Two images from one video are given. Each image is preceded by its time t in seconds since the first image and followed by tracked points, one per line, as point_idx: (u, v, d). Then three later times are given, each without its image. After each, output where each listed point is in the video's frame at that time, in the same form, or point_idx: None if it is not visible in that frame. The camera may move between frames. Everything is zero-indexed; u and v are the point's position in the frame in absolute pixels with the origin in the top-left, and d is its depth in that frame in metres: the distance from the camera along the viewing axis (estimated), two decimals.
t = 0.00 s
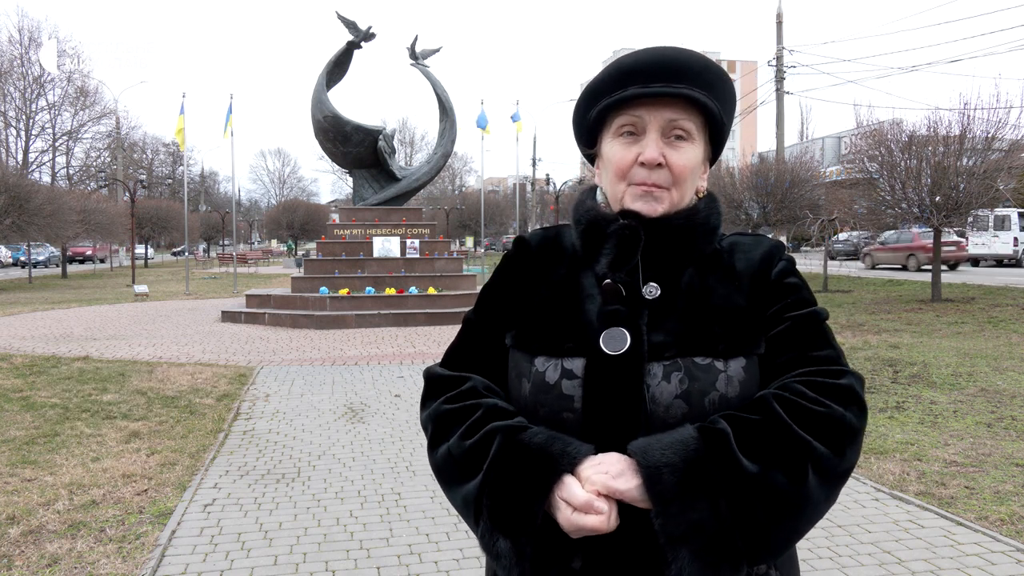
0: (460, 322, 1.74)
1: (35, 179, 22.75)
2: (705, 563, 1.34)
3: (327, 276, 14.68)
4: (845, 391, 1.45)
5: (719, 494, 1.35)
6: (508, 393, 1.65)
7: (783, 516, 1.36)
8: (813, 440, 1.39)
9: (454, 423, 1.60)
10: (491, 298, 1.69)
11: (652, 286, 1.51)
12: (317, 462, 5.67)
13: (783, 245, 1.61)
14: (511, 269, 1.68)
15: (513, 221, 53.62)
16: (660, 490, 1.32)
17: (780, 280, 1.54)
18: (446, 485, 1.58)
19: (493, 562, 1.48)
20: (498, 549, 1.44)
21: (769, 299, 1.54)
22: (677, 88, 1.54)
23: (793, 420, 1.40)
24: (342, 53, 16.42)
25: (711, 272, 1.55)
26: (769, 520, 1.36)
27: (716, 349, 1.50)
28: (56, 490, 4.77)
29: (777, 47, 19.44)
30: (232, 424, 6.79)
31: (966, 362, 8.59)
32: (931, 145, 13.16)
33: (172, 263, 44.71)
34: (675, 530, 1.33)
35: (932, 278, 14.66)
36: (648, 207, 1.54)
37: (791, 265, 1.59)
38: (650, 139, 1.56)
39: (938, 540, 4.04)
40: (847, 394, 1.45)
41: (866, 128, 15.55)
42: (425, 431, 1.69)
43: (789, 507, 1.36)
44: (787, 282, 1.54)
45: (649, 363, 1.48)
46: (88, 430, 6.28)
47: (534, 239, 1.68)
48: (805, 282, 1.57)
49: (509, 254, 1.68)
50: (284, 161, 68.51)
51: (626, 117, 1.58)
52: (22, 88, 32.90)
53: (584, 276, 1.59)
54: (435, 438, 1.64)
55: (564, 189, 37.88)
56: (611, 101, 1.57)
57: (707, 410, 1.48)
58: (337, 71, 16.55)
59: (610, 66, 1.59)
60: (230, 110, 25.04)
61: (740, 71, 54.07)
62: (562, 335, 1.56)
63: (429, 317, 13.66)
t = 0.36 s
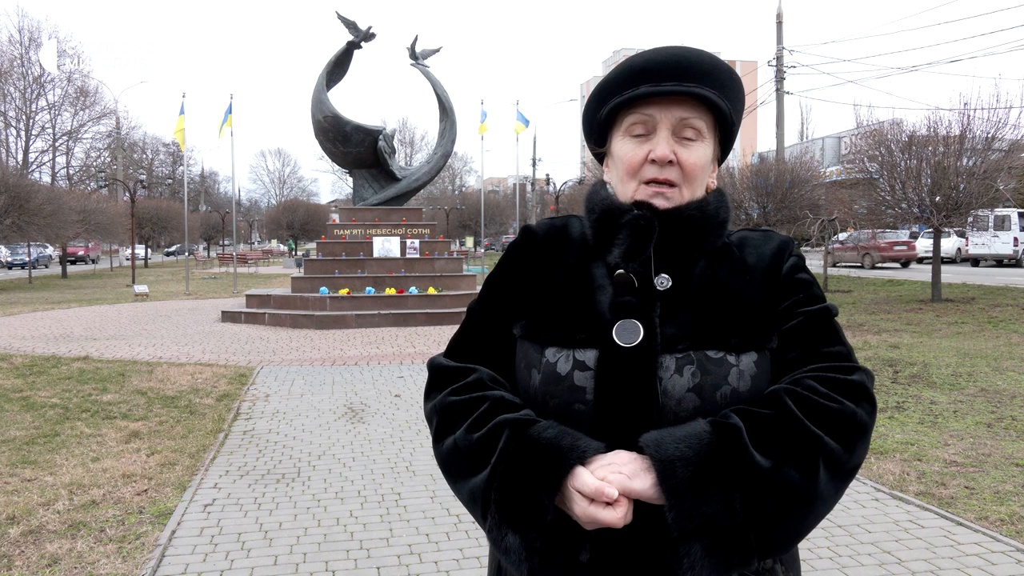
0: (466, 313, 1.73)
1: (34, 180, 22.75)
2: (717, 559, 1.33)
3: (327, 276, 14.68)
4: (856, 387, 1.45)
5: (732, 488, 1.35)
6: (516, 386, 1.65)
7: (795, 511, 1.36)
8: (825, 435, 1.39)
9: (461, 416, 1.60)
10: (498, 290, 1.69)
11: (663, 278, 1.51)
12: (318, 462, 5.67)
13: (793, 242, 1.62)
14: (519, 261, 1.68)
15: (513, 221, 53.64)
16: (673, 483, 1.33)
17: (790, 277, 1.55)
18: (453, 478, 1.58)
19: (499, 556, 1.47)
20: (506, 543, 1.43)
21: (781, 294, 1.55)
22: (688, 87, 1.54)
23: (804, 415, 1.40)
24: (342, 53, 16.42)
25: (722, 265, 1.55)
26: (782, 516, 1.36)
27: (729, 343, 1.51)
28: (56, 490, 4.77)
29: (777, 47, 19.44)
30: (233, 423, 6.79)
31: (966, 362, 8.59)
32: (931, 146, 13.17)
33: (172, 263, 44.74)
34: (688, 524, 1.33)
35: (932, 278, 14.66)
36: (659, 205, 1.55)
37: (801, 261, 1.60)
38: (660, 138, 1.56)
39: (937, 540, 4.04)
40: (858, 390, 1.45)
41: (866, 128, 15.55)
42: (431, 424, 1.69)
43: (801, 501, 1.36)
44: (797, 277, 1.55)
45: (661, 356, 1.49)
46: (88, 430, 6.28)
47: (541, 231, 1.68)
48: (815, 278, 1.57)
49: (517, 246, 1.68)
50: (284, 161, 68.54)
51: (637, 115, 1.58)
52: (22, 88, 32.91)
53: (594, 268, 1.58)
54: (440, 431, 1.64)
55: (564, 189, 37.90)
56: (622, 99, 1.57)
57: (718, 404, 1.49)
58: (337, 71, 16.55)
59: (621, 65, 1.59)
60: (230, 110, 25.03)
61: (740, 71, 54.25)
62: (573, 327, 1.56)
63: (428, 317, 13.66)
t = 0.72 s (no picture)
0: (460, 317, 1.73)
1: (34, 180, 22.75)
2: (719, 556, 1.34)
3: (327, 276, 14.68)
4: (852, 380, 1.45)
5: (732, 485, 1.35)
6: (512, 388, 1.65)
7: (795, 506, 1.36)
8: (822, 430, 1.39)
9: (458, 422, 1.60)
10: (492, 295, 1.68)
11: (658, 276, 1.51)
12: (317, 462, 5.67)
13: (786, 236, 1.62)
14: (514, 262, 1.67)
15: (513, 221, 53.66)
16: (673, 483, 1.32)
17: (784, 271, 1.55)
18: (452, 485, 1.58)
19: (501, 561, 1.47)
20: (509, 550, 1.43)
21: (776, 289, 1.55)
22: (678, 85, 1.54)
23: (801, 410, 1.40)
24: (342, 53, 16.42)
25: (717, 262, 1.55)
26: (783, 511, 1.36)
27: (726, 341, 1.51)
28: (56, 490, 4.77)
29: (777, 48, 19.44)
30: (233, 424, 6.79)
31: (966, 362, 8.59)
32: (931, 146, 13.17)
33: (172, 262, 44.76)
34: (690, 522, 1.32)
35: (932, 278, 14.66)
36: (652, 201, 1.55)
37: (794, 256, 1.60)
38: (651, 136, 1.56)
39: (938, 540, 4.04)
40: (854, 383, 1.45)
41: (866, 128, 15.55)
42: (429, 431, 1.68)
43: (801, 496, 1.36)
44: (792, 272, 1.55)
45: (658, 355, 1.48)
46: (88, 430, 6.28)
47: (533, 232, 1.68)
48: (809, 273, 1.57)
49: (510, 249, 1.67)
50: (285, 161, 68.58)
51: (627, 113, 1.57)
52: (22, 88, 32.92)
53: (588, 268, 1.58)
54: (438, 439, 1.64)
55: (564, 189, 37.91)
56: (612, 100, 1.56)
57: (716, 402, 1.49)
58: (337, 71, 16.55)
59: (610, 65, 1.58)
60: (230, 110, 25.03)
61: (740, 71, 54.44)
62: (569, 328, 1.55)
63: (428, 317, 13.66)
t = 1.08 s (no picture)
0: (457, 320, 1.73)
1: (35, 180, 22.76)
2: (716, 556, 1.33)
3: (327, 276, 14.68)
4: (849, 380, 1.45)
5: (729, 484, 1.35)
6: (508, 391, 1.65)
7: (793, 505, 1.36)
8: (819, 430, 1.39)
9: (455, 426, 1.60)
10: (489, 298, 1.68)
11: (654, 277, 1.50)
12: (317, 462, 5.67)
13: (782, 238, 1.62)
14: (509, 266, 1.67)
15: (513, 221, 53.68)
16: (670, 482, 1.32)
17: (780, 273, 1.56)
18: (449, 488, 1.58)
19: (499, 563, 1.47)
20: (506, 551, 1.43)
21: (772, 290, 1.55)
22: (675, 82, 1.54)
23: (798, 410, 1.40)
24: (342, 53, 16.42)
25: (713, 263, 1.55)
26: (779, 510, 1.36)
27: (722, 341, 1.51)
28: (56, 490, 4.77)
29: (777, 48, 19.46)
30: (233, 424, 6.79)
31: (966, 362, 8.59)
32: (931, 146, 13.17)
33: (172, 262, 44.76)
34: (687, 521, 1.33)
35: (932, 278, 14.65)
36: (649, 198, 1.55)
37: (789, 257, 1.60)
38: (648, 133, 1.56)
39: (938, 540, 4.04)
40: (851, 383, 1.45)
41: (866, 128, 15.55)
42: (426, 435, 1.69)
43: (797, 496, 1.36)
44: (788, 273, 1.55)
45: (654, 356, 1.48)
46: (87, 430, 6.28)
47: (530, 235, 1.68)
48: (805, 274, 1.57)
49: (506, 251, 1.67)
50: (285, 161, 68.60)
51: (624, 111, 1.58)
52: (22, 88, 32.93)
53: (584, 269, 1.58)
54: (435, 442, 1.64)
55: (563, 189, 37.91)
56: (609, 96, 1.57)
57: (712, 401, 1.49)
58: (337, 71, 16.55)
59: (607, 62, 1.58)
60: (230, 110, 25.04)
61: (740, 71, 54.55)
62: (565, 330, 1.56)
63: (428, 317, 13.66)
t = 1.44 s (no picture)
0: (458, 321, 1.73)
1: (34, 180, 22.76)
2: (710, 558, 1.33)
3: (327, 276, 14.68)
4: (847, 384, 1.45)
5: (724, 486, 1.34)
6: (507, 391, 1.65)
7: (789, 509, 1.36)
8: (815, 433, 1.39)
9: (453, 424, 1.60)
10: (489, 299, 1.68)
11: (653, 281, 1.51)
12: (317, 462, 5.67)
13: (783, 242, 1.62)
14: (510, 267, 1.67)
15: (513, 221, 53.69)
16: (665, 484, 1.32)
17: (780, 277, 1.55)
18: (446, 486, 1.58)
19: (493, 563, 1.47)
20: (499, 551, 1.43)
21: (771, 295, 1.55)
22: (679, 92, 1.53)
23: (794, 413, 1.40)
24: (342, 53, 16.42)
25: (712, 268, 1.55)
26: (775, 513, 1.35)
27: (720, 343, 1.51)
28: (56, 490, 4.77)
29: (777, 48, 19.46)
30: (233, 423, 6.79)
31: (966, 362, 8.59)
32: (931, 146, 13.17)
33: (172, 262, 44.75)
34: (682, 522, 1.32)
35: (932, 278, 14.65)
36: (652, 208, 1.55)
37: (790, 261, 1.60)
38: (652, 143, 1.55)
39: (938, 540, 4.04)
40: (848, 388, 1.45)
41: (866, 128, 15.55)
42: (425, 433, 1.69)
43: (793, 499, 1.36)
44: (787, 278, 1.55)
45: (652, 358, 1.48)
46: (87, 430, 6.28)
47: (531, 237, 1.68)
48: (805, 278, 1.57)
49: (507, 252, 1.67)
50: (285, 161, 68.60)
51: (627, 121, 1.57)
52: (22, 88, 32.92)
53: (583, 273, 1.58)
54: (433, 440, 1.64)
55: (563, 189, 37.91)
56: (612, 105, 1.56)
57: (710, 404, 1.49)
58: (337, 71, 16.54)
59: (610, 68, 1.57)
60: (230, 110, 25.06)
61: (740, 71, 54.60)
62: (563, 331, 1.56)
63: (428, 317, 13.66)
